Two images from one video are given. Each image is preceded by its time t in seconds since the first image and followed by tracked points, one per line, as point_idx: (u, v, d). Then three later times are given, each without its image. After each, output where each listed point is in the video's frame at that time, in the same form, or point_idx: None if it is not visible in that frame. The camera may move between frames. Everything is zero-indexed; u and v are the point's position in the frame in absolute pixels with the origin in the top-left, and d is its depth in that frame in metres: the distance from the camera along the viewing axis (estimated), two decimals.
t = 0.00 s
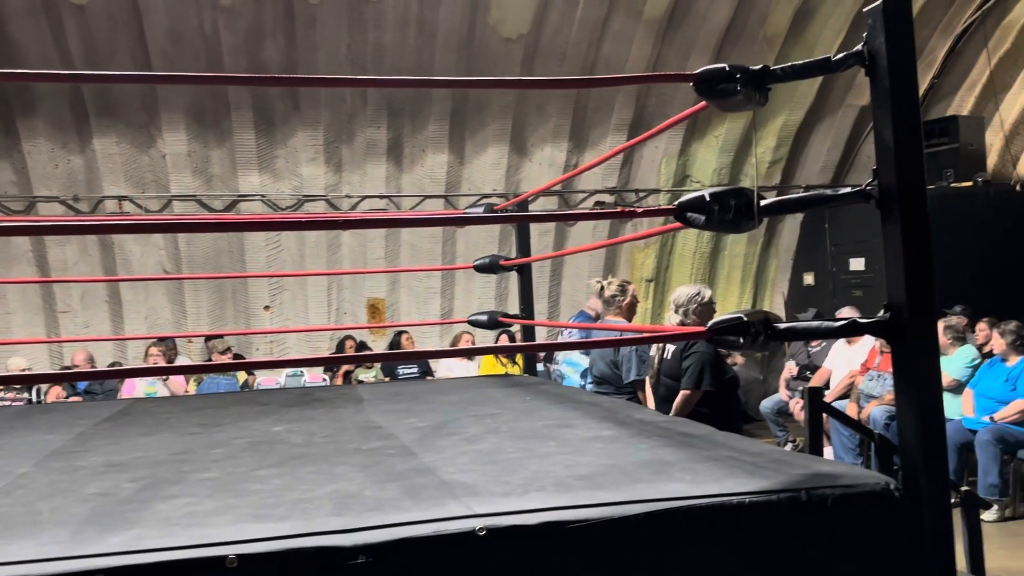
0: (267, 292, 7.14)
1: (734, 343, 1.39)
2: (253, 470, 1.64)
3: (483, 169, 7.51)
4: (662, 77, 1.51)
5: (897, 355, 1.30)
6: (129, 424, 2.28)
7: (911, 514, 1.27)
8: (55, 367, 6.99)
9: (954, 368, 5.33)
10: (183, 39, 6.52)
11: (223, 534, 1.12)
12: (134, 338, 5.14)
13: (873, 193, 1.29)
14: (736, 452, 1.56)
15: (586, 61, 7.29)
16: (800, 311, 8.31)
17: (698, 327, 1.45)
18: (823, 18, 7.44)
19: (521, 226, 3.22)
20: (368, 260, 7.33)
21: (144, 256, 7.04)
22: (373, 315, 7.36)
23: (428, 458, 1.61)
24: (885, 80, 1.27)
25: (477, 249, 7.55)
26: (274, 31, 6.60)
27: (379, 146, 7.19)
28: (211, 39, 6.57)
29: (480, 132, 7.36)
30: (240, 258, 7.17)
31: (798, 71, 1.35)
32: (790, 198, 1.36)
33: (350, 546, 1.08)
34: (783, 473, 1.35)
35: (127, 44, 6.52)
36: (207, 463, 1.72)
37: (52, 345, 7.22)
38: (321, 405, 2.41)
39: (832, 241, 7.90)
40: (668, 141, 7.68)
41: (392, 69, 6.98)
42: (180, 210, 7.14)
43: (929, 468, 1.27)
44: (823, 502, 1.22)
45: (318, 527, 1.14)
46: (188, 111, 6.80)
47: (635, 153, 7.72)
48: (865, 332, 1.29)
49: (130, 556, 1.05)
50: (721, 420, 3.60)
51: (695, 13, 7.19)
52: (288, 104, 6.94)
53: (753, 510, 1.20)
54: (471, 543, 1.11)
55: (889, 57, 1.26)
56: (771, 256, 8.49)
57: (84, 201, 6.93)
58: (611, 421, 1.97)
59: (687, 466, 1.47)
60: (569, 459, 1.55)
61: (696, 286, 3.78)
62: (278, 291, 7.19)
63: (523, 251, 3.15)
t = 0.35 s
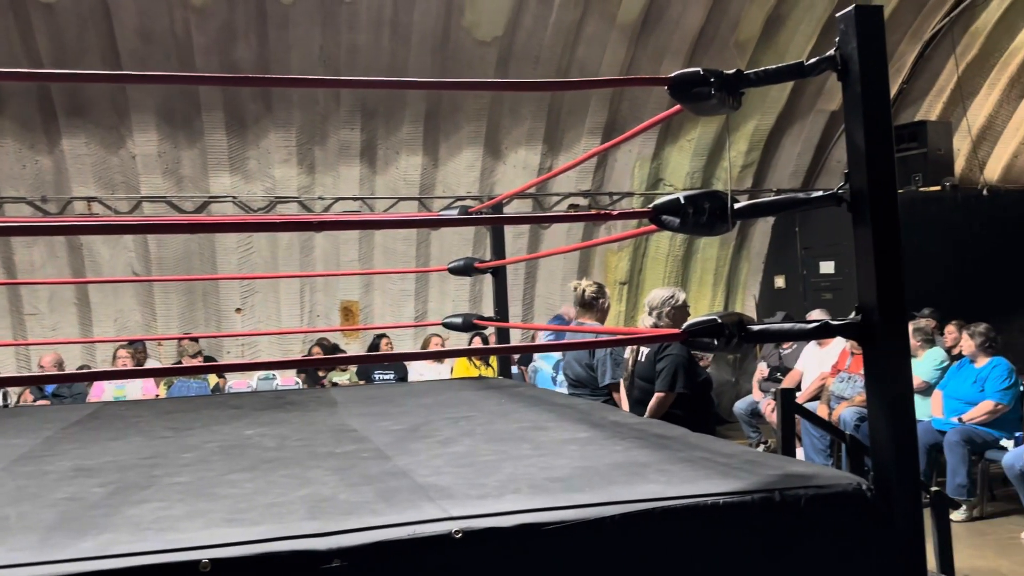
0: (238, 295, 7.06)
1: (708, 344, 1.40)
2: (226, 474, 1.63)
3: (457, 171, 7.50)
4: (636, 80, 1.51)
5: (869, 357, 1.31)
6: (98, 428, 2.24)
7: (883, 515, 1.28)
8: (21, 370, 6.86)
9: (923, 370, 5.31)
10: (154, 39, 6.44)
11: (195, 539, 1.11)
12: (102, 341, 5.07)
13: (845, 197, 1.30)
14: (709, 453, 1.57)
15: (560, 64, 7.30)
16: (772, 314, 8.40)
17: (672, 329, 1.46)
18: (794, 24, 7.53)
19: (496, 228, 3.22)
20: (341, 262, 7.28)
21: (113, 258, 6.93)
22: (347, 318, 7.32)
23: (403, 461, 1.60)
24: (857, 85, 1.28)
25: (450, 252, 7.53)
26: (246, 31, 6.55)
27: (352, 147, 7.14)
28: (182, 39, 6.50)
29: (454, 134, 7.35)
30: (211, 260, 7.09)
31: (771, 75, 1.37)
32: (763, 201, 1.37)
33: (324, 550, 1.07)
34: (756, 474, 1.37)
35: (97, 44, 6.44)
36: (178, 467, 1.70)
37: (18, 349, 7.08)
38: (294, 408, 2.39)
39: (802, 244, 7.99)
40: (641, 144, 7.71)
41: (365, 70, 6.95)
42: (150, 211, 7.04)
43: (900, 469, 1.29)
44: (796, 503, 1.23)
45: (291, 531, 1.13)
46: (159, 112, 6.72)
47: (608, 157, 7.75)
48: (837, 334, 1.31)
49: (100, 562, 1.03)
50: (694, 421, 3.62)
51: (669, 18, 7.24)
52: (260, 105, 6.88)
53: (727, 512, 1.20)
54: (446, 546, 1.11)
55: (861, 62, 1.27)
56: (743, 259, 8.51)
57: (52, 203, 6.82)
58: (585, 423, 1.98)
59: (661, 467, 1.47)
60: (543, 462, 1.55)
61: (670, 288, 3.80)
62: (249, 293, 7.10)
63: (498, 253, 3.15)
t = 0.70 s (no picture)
0: (216, 297, 6.99)
1: (692, 346, 1.41)
2: (206, 477, 1.61)
3: (438, 173, 7.48)
4: (619, 83, 1.52)
5: (851, 358, 1.32)
6: (75, 431, 2.21)
7: (865, 515, 1.29)
8: None
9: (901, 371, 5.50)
10: (132, 38, 6.37)
11: (179, 542, 1.10)
12: (79, 344, 5.00)
13: (827, 201, 1.31)
14: (692, 455, 1.58)
15: (540, 67, 7.31)
16: (751, 316, 8.47)
17: (656, 331, 1.47)
18: (773, 27, 7.59)
19: (477, 229, 3.21)
20: (321, 264, 7.24)
21: (89, 259, 6.85)
22: (326, 319, 7.29)
23: (386, 464, 1.59)
24: (839, 88, 1.29)
25: (431, 254, 7.52)
26: (225, 31, 6.50)
27: (332, 148, 7.11)
28: (161, 38, 6.44)
29: (435, 136, 7.34)
30: (189, 262, 7.02)
31: (754, 78, 1.37)
32: (746, 204, 1.38)
33: (310, 553, 1.06)
34: (740, 475, 1.37)
35: (74, 43, 6.37)
36: (158, 471, 1.68)
37: None
38: (275, 411, 2.37)
39: (781, 247, 8.07)
40: (621, 147, 7.74)
41: (345, 71, 6.92)
42: (127, 212, 6.97)
43: (881, 470, 1.30)
44: (779, 504, 1.24)
45: (276, 534, 1.12)
46: (137, 112, 6.65)
47: (589, 159, 7.77)
48: (820, 335, 1.32)
49: (81, 566, 1.01)
50: (676, 422, 3.64)
51: (649, 21, 7.28)
52: (239, 105, 6.83)
53: (711, 512, 1.21)
54: (433, 548, 1.10)
55: (843, 66, 1.29)
56: (721, 263, 8.60)
57: (27, 203, 6.73)
58: (568, 425, 1.98)
59: (645, 468, 1.48)
60: (527, 463, 1.55)
61: (653, 290, 3.81)
62: (228, 294, 7.02)
63: (479, 255, 3.14)
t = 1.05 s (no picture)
0: (193, 298, 6.93)
1: (673, 348, 1.41)
2: (185, 480, 1.59)
3: (418, 173, 7.45)
4: (600, 85, 1.52)
5: (830, 359, 1.33)
6: (51, 434, 2.18)
7: (844, 515, 1.30)
8: None
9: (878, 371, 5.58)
10: (108, 37, 6.29)
11: (158, 546, 1.08)
12: (54, 345, 4.94)
13: (807, 203, 1.32)
14: (673, 455, 1.58)
15: (520, 69, 7.32)
16: (730, 317, 8.53)
17: (638, 333, 1.47)
18: (753, 30, 7.65)
19: (458, 230, 3.21)
20: (300, 265, 7.19)
21: (64, 260, 6.77)
22: (305, 320, 7.24)
23: (367, 466, 1.58)
24: (819, 92, 1.30)
25: (411, 254, 7.49)
26: (203, 31, 6.44)
27: (311, 148, 7.07)
28: (138, 37, 6.37)
29: (415, 136, 7.32)
30: (166, 262, 6.95)
31: (734, 81, 1.38)
32: (727, 206, 1.39)
33: (290, 557, 1.05)
34: (720, 475, 1.38)
35: (50, 42, 6.30)
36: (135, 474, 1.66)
37: None
38: (254, 413, 2.35)
39: (759, 249, 8.13)
40: (601, 148, 7.76)
41: (324, 71, 6.88)
42: (103, 213, 6.89)
43: (861, 470, 1.31)
44: (760, 504, 1.25)
45: (256, 538, 1.11)
46: (113, 111, 6.58)
47: (569, 161, 7.78)
48: (800, 337, 1.32)
49: (57, 571, 1.00)
50: (655, 423, 3.66)
51: (629, 24, 7.31)
52: (217, 105, 6.77)
53: (693, 513, 1.21)
54: (414, 551, 1.10)
55: (822, 70, 1.30)
56: (701, 264, 8.70)
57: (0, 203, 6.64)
58: (549, 426, 1.98)
59: (627, 470, 1.48)
60: (509, 465, 1.55)
61: (633, 292, 3.83)
62: (205, 295, 6.97)
63: (460, 257, 3.13)
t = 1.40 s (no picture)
0: (170, 299, 6.88)
1: (647, 350, 1.41)
2: (155, 483, 1.57)
3: (398, 174, 7.43)
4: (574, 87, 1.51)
5: (803, 361, 1.33)
6: (21, 437, 2.15)
7: (816, 517, 1.30)
8: None
9: (854, 372, 5.62)
10: (83, 36, 6.23)
11: (124, 551, 1.07)
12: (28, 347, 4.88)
13: (779, 205, 1.33)
14: (648, 457, 1.58)
15: (500, 70, 7.32)
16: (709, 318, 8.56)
17: (611, 334, 1.47)
18: (732, 31, 7.69)
19: (437, 232, 3.19)
20: (278, 266, 7.15)
21: (39, 261, 6.69)
22: (283, 322, 7.19)
23: (340, 469, 1.57)
24: (791, 95, 1.30)
25: (390, 256, 7.47)
26: (180, 30, 6.39)
27: (289, 149, 7.03)
28: (114, 36, 6.31)
29: (394, 137, 7.29)
30: (142, 263, 6.89)
31: (707, 83, 1.38)
32: (700, 208, 1.39)
33: (257, 562, 1.04)
34: (693, 478, 1.38)
35: (24, 41, 6.23)
36: (105, 477, 1.64)
37: None
38: (229, 415, 2.33)
39: (738, 250, 8.17)
40: (581, 150, 7.77)
41: (302, 71, 6.84)
42: (78, 213, 6.81)
43: (833, 473, 1.31)
44: (732, 507, 1.25)
45: (224, 543, 1.09)
46: (88, 111, 6.52)
47: (549, 162, 7.79)
48: (772, 340, 1.33)
49: None
50: (631, 424, 3.67)
51: (608, 25, 7.32)
52: (194, 105, 6.72)
53: (665, 516, 1.21)
54: (384, 556, 1.09)
55: (794, 73, 1.30)
56: (680, 265, 8.61)
57: None
58: (526, 428, 1.97)
59: (601, 472, 1.48)
60: (484, 468, 1.54)
61: (610, 293, 3.83)
62: (182, 297, 6.93)
63: (438, 258, 3.13)
